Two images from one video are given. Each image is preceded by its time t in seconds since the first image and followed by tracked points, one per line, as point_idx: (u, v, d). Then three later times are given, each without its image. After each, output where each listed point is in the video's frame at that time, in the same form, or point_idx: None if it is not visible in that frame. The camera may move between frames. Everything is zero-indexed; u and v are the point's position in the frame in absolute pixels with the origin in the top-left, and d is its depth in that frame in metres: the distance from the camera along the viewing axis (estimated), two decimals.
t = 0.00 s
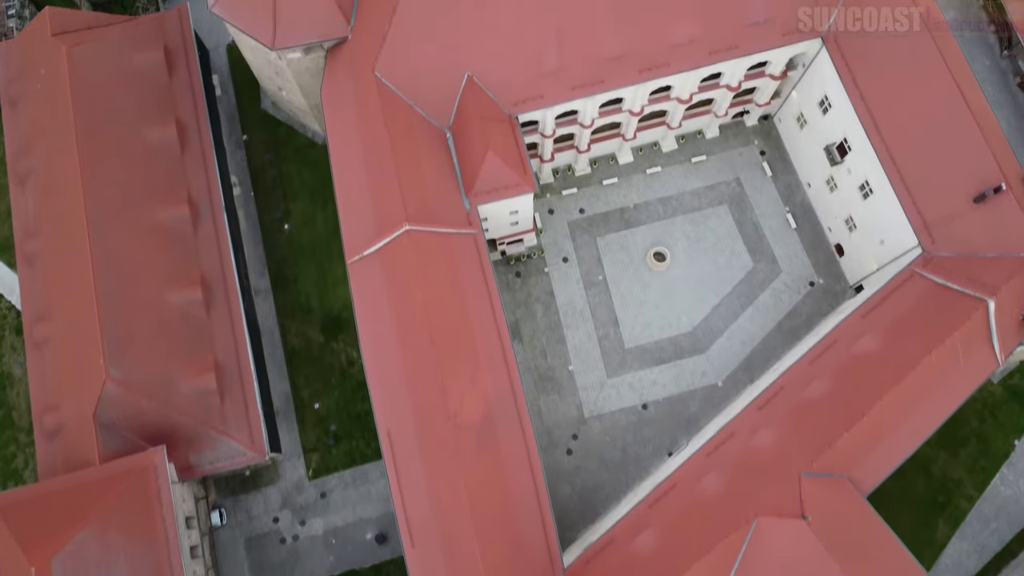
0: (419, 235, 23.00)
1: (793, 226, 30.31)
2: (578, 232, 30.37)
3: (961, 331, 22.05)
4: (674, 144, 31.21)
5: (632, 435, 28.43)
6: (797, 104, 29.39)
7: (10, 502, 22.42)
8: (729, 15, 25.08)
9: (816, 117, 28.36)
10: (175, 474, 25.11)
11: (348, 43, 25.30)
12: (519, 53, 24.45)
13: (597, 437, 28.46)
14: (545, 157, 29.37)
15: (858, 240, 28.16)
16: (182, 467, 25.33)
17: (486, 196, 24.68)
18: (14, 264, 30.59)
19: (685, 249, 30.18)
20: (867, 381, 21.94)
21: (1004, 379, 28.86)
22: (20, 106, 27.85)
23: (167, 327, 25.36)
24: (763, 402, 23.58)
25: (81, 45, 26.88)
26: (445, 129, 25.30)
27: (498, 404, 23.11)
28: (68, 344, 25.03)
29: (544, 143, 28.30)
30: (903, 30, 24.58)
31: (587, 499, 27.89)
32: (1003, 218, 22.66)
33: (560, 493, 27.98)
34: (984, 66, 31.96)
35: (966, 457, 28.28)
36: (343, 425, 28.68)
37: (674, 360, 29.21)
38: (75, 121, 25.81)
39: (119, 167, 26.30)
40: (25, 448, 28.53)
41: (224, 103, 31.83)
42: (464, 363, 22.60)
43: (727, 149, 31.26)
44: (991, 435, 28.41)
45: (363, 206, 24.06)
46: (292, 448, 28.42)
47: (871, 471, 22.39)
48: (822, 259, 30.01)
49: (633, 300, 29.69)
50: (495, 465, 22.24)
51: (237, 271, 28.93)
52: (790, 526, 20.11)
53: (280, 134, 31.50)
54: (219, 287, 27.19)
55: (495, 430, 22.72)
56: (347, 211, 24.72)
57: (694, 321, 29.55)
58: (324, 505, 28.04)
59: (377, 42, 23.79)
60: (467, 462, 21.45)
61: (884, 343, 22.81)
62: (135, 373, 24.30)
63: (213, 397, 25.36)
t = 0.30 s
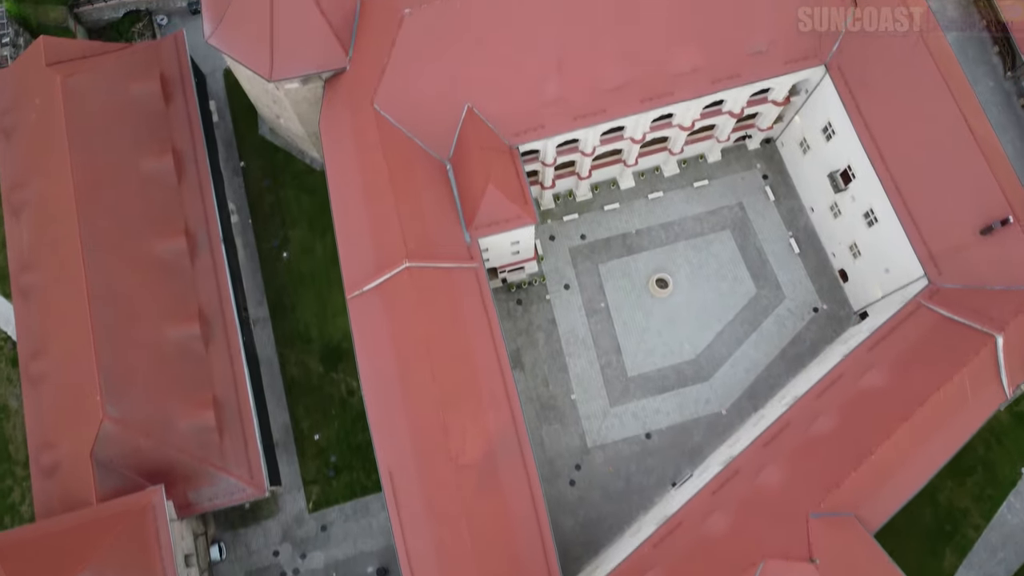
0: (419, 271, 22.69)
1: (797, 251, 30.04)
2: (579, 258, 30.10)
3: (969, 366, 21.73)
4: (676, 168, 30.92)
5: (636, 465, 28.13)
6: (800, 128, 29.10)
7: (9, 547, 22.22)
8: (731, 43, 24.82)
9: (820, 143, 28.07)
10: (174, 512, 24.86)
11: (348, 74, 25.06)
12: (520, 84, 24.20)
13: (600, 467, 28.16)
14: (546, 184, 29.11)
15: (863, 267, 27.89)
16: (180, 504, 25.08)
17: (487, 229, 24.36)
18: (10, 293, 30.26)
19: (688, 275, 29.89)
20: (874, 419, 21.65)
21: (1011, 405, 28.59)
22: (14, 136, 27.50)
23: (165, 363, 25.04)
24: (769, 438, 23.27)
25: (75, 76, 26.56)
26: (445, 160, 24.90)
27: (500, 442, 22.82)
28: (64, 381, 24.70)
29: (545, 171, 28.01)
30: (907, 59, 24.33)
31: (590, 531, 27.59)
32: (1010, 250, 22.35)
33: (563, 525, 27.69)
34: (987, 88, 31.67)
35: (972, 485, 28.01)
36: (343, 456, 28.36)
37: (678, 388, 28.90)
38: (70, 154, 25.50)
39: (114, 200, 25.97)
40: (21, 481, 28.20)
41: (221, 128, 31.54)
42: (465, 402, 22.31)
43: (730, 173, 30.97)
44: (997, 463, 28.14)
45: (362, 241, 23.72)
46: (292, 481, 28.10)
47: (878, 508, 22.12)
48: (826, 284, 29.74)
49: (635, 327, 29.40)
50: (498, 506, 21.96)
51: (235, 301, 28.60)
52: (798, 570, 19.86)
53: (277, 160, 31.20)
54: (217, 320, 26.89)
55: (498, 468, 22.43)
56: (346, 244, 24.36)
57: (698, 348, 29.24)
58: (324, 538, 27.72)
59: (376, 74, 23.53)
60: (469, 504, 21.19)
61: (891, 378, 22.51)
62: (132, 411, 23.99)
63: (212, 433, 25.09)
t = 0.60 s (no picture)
0: (419, 309, 22.39)
1: (800, 276, 29.77)
2: (580, 285, 29.81)
3: (977, 403, 21.46)
4: (677, 193, 30.65)
5: (639, 495, 27.84)
6: (802, 154, 28.84)
7: None
8: (734, 72, 24.57)
9: (823, 170, 27.81)
10: (173, 551, 24.53)
11: (345, 105, 24.76)
12: (521, 116, 23.93)
13: (603, 498, 27.86)
14: (546, 212, 28.86)
15: (867, 294, 27.62)
16: (179, 543, 24.76)
17: (487, 263, 24.05)
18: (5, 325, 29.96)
19: (690, 302, 29.61)
20: (881, 457, 21.37)
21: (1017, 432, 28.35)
22: (8, 168, 27.17)
23: (162, 400, 24.70)
24: (775, 475, 22.98)
25: (70, 107, 26.24)
26: (445, 194, 24.64)
27: (502, 481, 22.52)
28: (60, 419, 24.34)
29: (546, 200, 27.77)
30: (911, 88, 24.11)
31: (594, 563, 27.29)
32: (1018, 285, 22.12)
33: (566, 557, 27.40)
34: (989, 111, 31.44)
35: (979, 513, 27.76)
36: (344, 488, 28.06)
37: (681, 417, 28.61)
38: (64, 187, 25.14)
39: (110, 233, 25.63)
40: (18, 517, 27.90)
41: (218, 155, 31.28)
42: (466, 442, 22.01)
43: (732, 198, 30.70)
44: (1004, 491, 27.90)
45: (361, 277, 23.42)
46: (292, 514, 27.80)
47: (886, 547, 21.83)
48: (830, 310, 29.46)
49: (637, 355, 29.12)
50: (501, 547, 21.64)
51: (233, 332, 28.28)
52: None
53: (275, 187, 30.92)
54: (215, 353, 26.51)
55: (500, 508, 22.13)
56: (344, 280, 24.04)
57: (701, 376, 28.96)
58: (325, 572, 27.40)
59: (375, 108, 23.25)
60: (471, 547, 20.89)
61: (898, 414, 22.22)
62: (130, 449, 23.64)
63: (210, 470, 24.77)
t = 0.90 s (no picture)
0: (420, 347, 22.09)
1: (803, 302, 29.51)
2: (581, 313, 29.54)
3: (986, 440, 21.22)
4: (679, 219, 30.37)
5: (643, 526, 27.53)
6: (805, 180, 28.56)
7: None
8: (735, 102, 24.31)
9: (826, 196, 27.53)
10: None
11: (342, 137, 24.33)
12: (521, 149, 23.66)
13: (606, 529, 27.54)
14: (547, 240, 28.58)
15: (871, 322, 27.36)
16: None
17: (488, 297, 23.73)
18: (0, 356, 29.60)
19: (692, 329, 29.34)
20: (889, 496, 21.11)
21: None
22: (3, 200, 26.81)
23: (160, 438, 24.38)
24: (781, 512, 22.70)
25: (65, 139, 25.90)
26: (445, 228, 24.34)
27: (505, 521, 22.24)
28: (56, 458, 23.98)
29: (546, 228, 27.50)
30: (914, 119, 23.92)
31: None
32: None
33: None
34: (992, 133, 31.15)
35: (985, 542, 27.50)
36: (344, 521, 27.73)
37: (684, 446, 28.32)
38: (59, 221, 24.81)
39: (106, 268, 25.28)
40: (14, 553, 27.60)
41: (214, 183, 30.91)
42: (468, 482, 21.72)
43: (734, 223, 30.43)
44: (1010, 519, 27.65)
45: (360, 314, 23.10)
46: (291, 548, 27.47)
47: None
48: (834, 336, 29.18)
49: (640, 384, 28.83)
50: None
51: (231, 364, 27.97)
52: None
53: (272, 214, 30.59)
54: (212, 388, 26.28)
55: (503, 549, 21.84)
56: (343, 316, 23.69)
57: (704, 404, 28.67)
58: None
59: (372, 143, 22.98)
60: None
61: (905, 451, 21.95)
62: (128, 489, 23.24)
63: (209, 508, 24.48)
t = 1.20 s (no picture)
0: (420, 387, 21.80)
1: (806, 328, 29.23)
2: (583, 341, 29.26)
3: (994, 479, 20.94)
4: (680, 245, 30.09)
5: (646, 559, 27.22)
6: (807, 206, 28.28)
7: None
8: (738, 134, 24.02)
9: (829, 224, 27.26)
10: None
11: (339, 171, 24.22)
12: (520, 184, 23.36)
13: (610, 561, 27.23)
14: (547, 269, 28.32)
15: (876, 350, 27.10)
16: None
17: (489, 333, 23.41)
18: None
19: (694, 356, 29.07)
20: (897, 537, 20.80)
21: None
22: None
23: (157, 478, 24.02)
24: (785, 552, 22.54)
25: (59, 173, 25.54)
26: (445, 263, 24.03)
27: (508, 563, 21.95)
28: (51, 499, 23.58)
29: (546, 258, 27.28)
30: (919, 150, 23.64)
31: None
32: None
33: None
34: (995, 156, 30.93)
35: (993, 571, 27.24)
36: (345, 556, 27.40)
37: (687, 476, 28.02)
38: (53, 258, 24.48)
39: (101, 304, 24.95)
40: None
41: (210, 212, 30.63)
42: (471, 524, 21.42)
43: (735, 248, 30.15)
44: (1018, 548, 27.38)
45: (359, 352, 22.81)
46: None
47: None
48: (837, 363, 28.91)
49: (642, 413, 28.54)
50: None
51: (229, 398, 27.67)
52: None
53: (269, 243, 30.28)
54: (210, 424, 25.98)
55: None
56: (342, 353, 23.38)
57: (707, 433, 28.39)
58: None
59: (370, 180, 22.68)
60: None
61: (913, 489, 21.66)
62: (124, 530, 22.75)
63: (207, 548, 24.17)
